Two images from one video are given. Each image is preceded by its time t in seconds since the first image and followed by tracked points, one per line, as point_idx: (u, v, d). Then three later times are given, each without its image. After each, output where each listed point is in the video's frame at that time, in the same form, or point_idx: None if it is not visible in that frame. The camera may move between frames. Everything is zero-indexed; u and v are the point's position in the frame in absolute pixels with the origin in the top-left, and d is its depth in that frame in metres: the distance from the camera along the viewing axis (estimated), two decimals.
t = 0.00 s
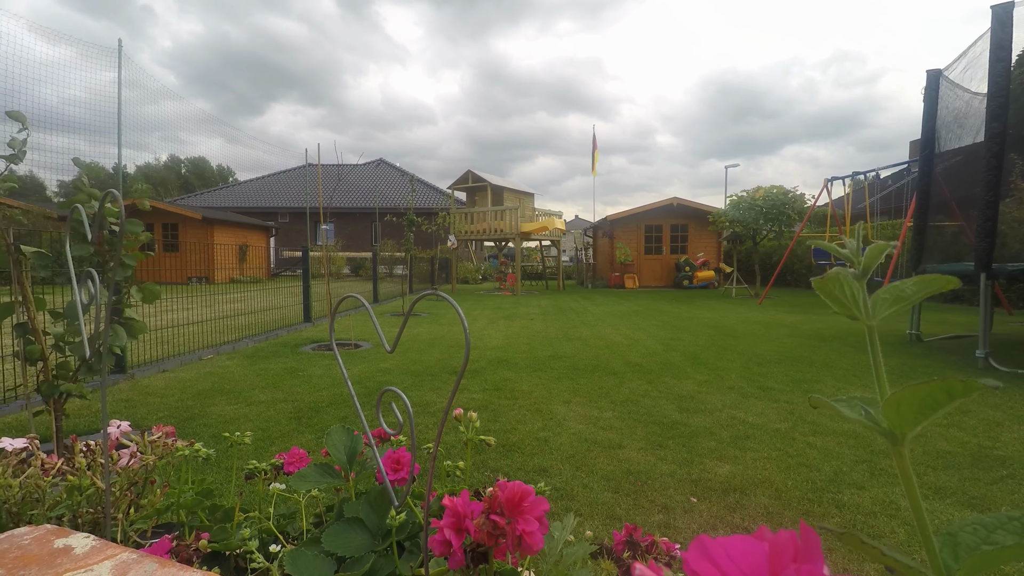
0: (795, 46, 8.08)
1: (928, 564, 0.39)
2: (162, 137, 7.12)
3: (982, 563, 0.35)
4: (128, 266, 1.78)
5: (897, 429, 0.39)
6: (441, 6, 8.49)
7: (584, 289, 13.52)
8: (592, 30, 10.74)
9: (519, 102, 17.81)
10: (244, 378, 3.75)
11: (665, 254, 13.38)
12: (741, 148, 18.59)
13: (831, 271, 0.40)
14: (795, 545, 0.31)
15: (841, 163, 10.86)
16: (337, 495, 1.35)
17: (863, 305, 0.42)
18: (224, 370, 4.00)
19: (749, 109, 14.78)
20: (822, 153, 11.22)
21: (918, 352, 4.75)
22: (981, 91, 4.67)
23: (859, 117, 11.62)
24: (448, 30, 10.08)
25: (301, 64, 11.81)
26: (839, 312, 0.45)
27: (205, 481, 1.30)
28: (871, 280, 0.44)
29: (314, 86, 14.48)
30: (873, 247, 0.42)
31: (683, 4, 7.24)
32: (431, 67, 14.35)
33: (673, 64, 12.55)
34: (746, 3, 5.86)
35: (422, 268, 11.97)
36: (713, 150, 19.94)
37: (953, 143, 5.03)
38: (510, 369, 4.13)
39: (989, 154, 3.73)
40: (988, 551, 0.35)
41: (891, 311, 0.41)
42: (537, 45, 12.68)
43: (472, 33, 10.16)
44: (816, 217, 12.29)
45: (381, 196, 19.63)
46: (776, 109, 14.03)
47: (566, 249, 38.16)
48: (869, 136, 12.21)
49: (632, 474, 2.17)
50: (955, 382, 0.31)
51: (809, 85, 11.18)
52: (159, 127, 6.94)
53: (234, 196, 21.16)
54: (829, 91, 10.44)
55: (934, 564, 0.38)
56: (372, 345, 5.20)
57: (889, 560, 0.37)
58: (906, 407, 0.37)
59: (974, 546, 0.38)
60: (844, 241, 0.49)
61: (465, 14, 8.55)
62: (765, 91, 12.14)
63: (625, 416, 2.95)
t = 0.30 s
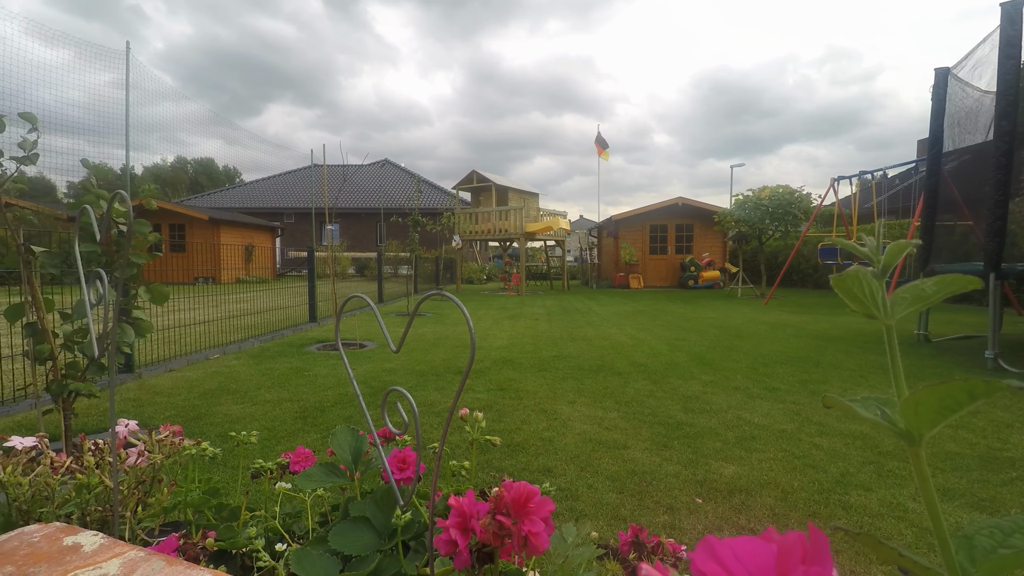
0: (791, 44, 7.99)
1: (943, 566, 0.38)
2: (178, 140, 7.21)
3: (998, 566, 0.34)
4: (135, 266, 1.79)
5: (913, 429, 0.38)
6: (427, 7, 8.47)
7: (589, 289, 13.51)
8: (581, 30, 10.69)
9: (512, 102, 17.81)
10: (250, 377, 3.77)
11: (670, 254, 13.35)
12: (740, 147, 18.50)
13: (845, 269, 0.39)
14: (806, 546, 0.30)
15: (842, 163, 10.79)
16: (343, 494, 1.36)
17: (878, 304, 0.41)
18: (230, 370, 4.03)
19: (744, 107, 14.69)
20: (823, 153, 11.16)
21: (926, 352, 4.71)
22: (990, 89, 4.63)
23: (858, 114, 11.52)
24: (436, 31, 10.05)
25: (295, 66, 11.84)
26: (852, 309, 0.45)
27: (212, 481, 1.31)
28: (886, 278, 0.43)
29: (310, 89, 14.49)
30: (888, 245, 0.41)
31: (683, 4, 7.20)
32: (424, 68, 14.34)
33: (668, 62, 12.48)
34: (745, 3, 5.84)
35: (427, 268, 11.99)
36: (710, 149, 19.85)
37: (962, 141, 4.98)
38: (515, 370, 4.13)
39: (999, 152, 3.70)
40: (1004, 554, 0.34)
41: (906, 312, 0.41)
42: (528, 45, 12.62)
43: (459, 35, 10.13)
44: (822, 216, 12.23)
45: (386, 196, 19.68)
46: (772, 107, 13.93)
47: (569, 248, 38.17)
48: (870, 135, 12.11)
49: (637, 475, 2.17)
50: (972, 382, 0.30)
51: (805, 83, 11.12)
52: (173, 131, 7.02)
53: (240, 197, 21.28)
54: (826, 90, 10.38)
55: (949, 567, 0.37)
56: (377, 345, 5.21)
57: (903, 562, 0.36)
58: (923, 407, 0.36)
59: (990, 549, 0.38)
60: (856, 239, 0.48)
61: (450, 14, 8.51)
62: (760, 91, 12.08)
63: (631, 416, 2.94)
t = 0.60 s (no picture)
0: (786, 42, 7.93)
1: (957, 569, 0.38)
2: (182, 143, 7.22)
3: (1014, 572, 0.33)
4: (143, 267, 1.80)
5: (925, 429, 0.38)
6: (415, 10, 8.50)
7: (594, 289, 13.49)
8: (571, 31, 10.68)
9: (508, 102, 17.79)
10: (255, 377, 3.78)
11: (675, 254, 13.31)
12: (739, 146, 18.43)
13: (859, 267, 0.39)
14: (816, 549, 0.29)
15: (843, 162, 10.74)
16: (348, 494, 1.36)
17: (891, 303, 0.41)
18: (236, 369, 4.05)
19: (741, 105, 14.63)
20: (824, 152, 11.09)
21: (934, 353, 4.67)
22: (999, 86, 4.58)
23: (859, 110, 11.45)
24: (427, 32, 10.07)
25: (287, 66, 11.87)
26: (866, 309, 0.44)
27: (218, 479, 1.31)
28: (899, 277, 0.43)
29: (305, 91, 14.51)
30: (900, 243, 0.41)
31: (684, 4, 7.19)
32: (416, 69, 14.36)
33: (663, 61, 12.44)
34: (747, 1, 5.73)
35: (431, 269, 12.00)
36: (709, 148, 19.77)
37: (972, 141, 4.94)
38: (519, 370, 4.13)
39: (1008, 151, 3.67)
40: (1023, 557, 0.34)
41: (918, 312, 0.40)
42: (519, 45, 12.60)
43: (447, 37, 10.15)
44: (828, 216, 12.16)
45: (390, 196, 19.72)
46: (769, 105, 13.85)
47: (574, 248, 38.23)
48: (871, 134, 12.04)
49: (642, 475, 2.16)
50: (988, 382, 0.30)
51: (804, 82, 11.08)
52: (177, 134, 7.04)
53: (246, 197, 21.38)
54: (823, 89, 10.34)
55: (961, 571, 0.36)
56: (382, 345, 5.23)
57: (917, 565, 0.36)
58: (935, 407, 0.36)
59: (1003, 552, 0.38)
60: (869, 237, 0.48)
61: (437, 18, 8.55)
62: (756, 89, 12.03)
63: (635, 417, 2.93)
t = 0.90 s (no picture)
0: (781, 38, 7.87)
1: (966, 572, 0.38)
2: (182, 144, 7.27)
3: None
4: (151, 267, 1.82)
5: (936, 432, 0.37)
6: (404, 9, 8.52)
7: (599, 289, 13.47)
8: (561, 30, 10.67)
9: (502, 102, 17.80)
10: (262, 377, 3.80)
11: (680, 254, 13.26)
12: (739, 146, 18.34)
13: (867, 267, 0.38)
14: (823, 552, 0.29)
15: (845, 160, 10.67)
16: (354, 494, 1.36)
17: (899, 303, 0.41)
18: (243, 369, 4.07)
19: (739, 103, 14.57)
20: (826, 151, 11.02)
21: (943, 354, 4.64)
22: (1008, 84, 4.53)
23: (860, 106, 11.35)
24: (416, 32, 10.10)
25: (279, 67, 11.89)
26: (873, 309, 0.44)
27: (224, 478, 1.32)
28: (907, 277, 0.42)
29: (300, 93, 14.52)
30: (909, 243, 0.41)
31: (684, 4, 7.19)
32: (409, 69, 14.38)
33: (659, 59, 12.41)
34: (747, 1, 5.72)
35: (437, 269, 12.01)
36: (708, 146, 19.65)
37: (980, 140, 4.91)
38: (524, 370, 4.13)
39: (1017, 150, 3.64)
40: None
41: (927, 312, 0.40)
42: (509, 44, 12.58)
43: (435, 36, 10.15)
44: (835, 215, 12.08)
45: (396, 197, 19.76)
46: (766, 103, 13.78)
47: (579, 249, 38.18)
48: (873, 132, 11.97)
49: (647, 476, 2.16)
50: (999, 383, 0.29)
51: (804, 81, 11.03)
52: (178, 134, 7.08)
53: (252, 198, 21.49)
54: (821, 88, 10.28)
55: None
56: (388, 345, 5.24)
57: (926, 567, 0.36)
58: (943, 409, 0.35)
59: (1016, 556, 0.37)
60: (878, 236, 0.47)
61: (426, 18, 8.56)
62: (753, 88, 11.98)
63: (641, 417, 2.93)
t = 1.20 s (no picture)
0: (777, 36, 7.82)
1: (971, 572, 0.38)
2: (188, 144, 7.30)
3: None
4: (159, 268, 1.84)
5: (939, 433, 0.37)
6: (392, 9, 8.53)
7: (604, 289, 13.44)
8: (552, 30, 10.67)
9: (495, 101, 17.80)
10: (268, 376, 3.82)
11: (686, 254, 13.22)
12: (737, 145, 18.25)
13: (867, 268, 0.38)
14: (826, 552, 0.29)
15: (847, 159, 10.61)
16: (359, 493, 1.37)
17: (901, 304, 0.40)
18: (249, 368, 4.10)
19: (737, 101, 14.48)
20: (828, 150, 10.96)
21: (952, 354, 4.60)
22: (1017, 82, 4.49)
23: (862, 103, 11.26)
24: (406, 31, 10.12)
25: (271, 68, 11.91)
26: (876, 311, 0.44)
27: (231, 477, 1.33)
28: (909, 279, 0.42)
29: (297, 94, 14.55)
30: (911, 243, 0.40)
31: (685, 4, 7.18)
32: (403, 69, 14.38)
33: (655, 58, 12.38)
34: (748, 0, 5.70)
35: (442, 269, 12.02)
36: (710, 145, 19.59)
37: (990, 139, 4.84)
38: (529, 370, 4.13)
39: None
40: None
41: (930, 312, 0.40)
42: (500, 44, 12.58)
43: (426, 36, 10.15)
44: (842, 215, 12.00)
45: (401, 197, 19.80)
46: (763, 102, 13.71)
47: (584, 248, 38.14)
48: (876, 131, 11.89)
49: (652, 476, 2.16)
50: (1000, 385, 0.29)
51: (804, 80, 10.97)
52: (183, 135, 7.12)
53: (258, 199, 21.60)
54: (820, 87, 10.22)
55: None
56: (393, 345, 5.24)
57: (930, 570, 0.36)
58: (946, 410, 0.35)
59: (1022, 558, 0.37)
60: (881, 237, 0.47)
61: (414, 17, 8.57)
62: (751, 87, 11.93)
63: (646, 417, 2.92)
